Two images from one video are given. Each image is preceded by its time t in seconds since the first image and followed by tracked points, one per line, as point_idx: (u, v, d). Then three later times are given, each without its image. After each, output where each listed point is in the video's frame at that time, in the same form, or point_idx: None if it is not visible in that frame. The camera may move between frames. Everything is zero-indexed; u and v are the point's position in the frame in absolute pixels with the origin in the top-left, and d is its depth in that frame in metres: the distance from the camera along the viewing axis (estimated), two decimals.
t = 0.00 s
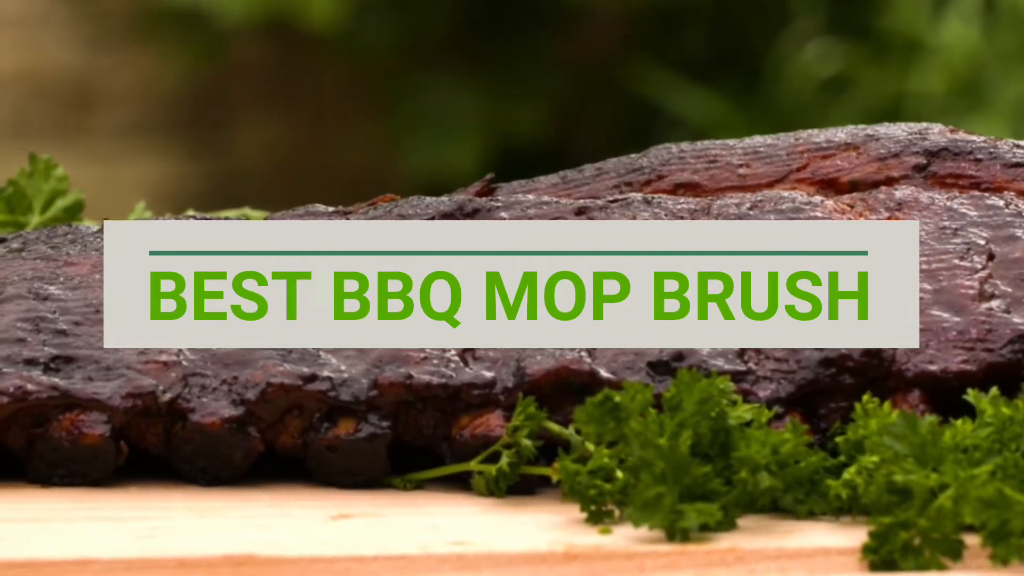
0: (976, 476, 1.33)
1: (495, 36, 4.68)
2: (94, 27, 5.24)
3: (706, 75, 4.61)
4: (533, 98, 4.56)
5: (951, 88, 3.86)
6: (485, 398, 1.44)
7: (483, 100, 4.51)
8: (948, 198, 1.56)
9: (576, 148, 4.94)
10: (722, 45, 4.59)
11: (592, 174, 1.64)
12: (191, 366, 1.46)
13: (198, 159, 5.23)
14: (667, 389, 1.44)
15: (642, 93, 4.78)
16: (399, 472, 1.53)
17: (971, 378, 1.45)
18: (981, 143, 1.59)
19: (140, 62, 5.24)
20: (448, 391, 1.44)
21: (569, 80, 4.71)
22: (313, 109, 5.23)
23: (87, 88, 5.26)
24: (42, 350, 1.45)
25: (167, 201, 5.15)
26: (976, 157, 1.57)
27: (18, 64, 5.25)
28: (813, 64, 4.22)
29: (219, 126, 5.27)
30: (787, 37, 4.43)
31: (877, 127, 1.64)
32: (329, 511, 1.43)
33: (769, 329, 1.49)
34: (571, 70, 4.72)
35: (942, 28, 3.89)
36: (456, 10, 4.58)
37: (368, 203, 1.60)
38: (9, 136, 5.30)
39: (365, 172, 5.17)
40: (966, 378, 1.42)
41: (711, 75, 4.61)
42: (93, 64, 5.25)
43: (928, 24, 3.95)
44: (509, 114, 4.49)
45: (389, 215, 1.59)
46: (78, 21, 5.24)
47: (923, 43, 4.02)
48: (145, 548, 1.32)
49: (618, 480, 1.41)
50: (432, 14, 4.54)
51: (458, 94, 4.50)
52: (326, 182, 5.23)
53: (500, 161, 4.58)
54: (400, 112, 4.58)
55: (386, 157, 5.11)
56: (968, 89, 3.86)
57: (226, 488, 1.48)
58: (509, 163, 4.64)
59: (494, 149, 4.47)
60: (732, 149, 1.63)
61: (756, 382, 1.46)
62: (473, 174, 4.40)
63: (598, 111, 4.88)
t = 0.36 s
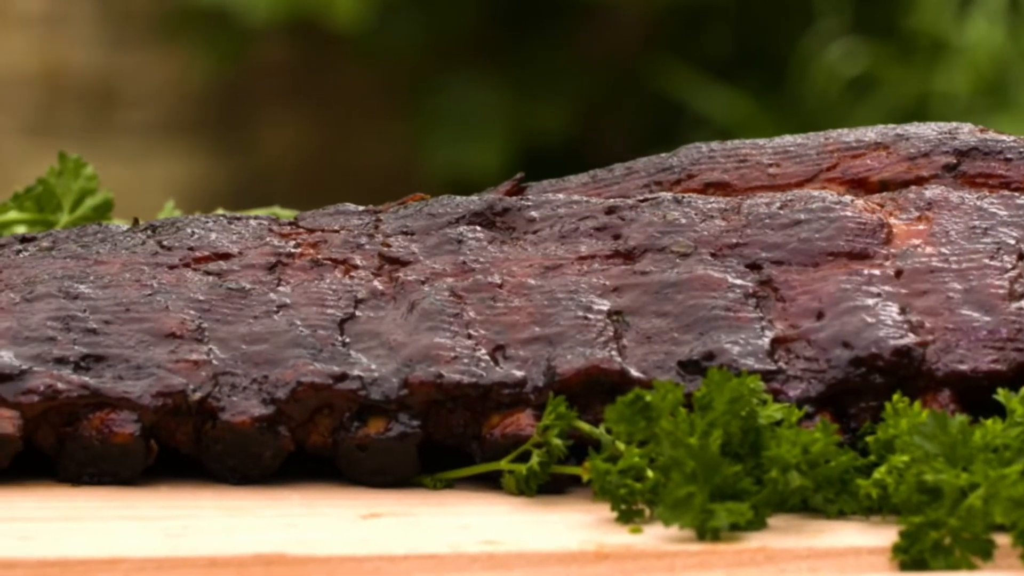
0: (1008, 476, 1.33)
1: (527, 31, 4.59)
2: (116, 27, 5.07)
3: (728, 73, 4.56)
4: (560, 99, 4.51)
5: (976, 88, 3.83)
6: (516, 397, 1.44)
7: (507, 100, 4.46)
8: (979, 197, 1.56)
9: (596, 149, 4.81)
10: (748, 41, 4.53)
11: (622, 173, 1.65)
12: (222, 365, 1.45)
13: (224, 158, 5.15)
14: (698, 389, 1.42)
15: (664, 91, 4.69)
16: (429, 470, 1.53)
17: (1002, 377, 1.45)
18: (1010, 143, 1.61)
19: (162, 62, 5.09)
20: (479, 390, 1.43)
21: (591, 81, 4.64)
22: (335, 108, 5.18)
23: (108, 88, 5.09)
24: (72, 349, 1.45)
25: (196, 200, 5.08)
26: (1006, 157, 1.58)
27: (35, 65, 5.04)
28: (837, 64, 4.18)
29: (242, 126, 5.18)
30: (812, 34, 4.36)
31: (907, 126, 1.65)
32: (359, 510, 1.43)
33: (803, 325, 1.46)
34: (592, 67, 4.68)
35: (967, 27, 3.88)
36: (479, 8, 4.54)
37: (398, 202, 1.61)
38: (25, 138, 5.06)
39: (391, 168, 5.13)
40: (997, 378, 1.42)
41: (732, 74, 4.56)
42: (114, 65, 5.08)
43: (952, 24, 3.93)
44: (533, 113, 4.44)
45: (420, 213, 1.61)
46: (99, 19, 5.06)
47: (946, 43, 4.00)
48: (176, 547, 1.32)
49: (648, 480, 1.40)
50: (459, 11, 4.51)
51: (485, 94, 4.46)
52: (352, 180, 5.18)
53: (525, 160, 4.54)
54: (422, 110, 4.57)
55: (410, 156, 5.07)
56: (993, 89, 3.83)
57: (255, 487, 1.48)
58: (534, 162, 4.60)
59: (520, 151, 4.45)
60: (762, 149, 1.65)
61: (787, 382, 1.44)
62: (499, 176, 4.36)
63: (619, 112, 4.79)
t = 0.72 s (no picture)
0: None
1: (547, 32, 4.58)
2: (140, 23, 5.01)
3: (751, 73, 4.51)
4: (581, 101, 4.50)
5: (999, 87, 3.71)
6: (544, 396, 1.44)
7: (529, 99, 4.45)
8: (1006, 197, 1.56)
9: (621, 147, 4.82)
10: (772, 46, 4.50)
11: (649, 173, 1.66)
12: (249, 364, 1.45)
13: (248, 157, 5.05)
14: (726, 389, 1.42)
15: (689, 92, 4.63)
16: (456, 470, 1.53)
17: None
18: None
19: (184, 62, 5.03)
20: (506, 389, 1.43)
21: (615, 79, 4.64)
22: (359, 110, 5.08)
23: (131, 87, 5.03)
24: (99, 348, 1.45)
25: (218, 199, 5.00)
26: None
27: (58, 65, 5.03)
28: (859, 64, 4.10)
29: (266, 126, 5.08)
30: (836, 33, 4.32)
31: (934, 126, 1.66)
32: (386, 509, 1.43)
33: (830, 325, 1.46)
34: (614, 66, 4.67)
35: (991, 28, 3.78)
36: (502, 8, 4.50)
37: (426, 202, 1.62)
38: (47, 139, 5.03)
39: (415, 170, 5.05)
40: None
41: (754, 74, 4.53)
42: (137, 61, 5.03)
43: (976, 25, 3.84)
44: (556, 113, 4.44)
45: (448, 213, 1.61)
46: (122, 19, 5.02)
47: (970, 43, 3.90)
48: (203, 547, 1.32)
49: (676, 479, 1.39)
50: (482, 11, 4.46)
51: (508, 93, 4.44)
52: (376, 182, 5.09)
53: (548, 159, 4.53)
54: (445, 111, 4.54)
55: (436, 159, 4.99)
56: (1017, 87, 3.70)
57: (282, 486, 1.48)
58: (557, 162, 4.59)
59: (542, 151, 4.44)
60: (789, 148, 1.65)
61: (814, 381, 1.44)
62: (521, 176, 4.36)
63: (644, 111, 4.76)
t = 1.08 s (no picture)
0: None
1: (570, 33, 4.58)
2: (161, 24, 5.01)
3: (778, 72, 4.46)
4: (605, 101, 4.46)
5: None
6: (574, 395, 1.43)
7: (554, 102, 4.42)
8: None
9: (645, 148, 4.76)
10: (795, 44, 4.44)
11: (680, 172, 1.66)
12: (280, 363, 1.45)
13: (272, 158, 5.06)
14: (756, 387, 1.41)
15: (711, 92, 4.59)
16: (485, 469, 1.53)
17: None
18: None
19: (208, 62, 5.04)
20: (537, 389, 1.43)
21: (640, 82, 4.56)
22: (383, 110, 5.09)
23: (156, 87, 5.06)
24: (130, 347, 1.45)
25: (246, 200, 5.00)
26: None
27: (81, 64, 5.02)
28: (886, 62, 4.03)
29: (290, 127, 5.10)
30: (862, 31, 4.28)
31: (964, 126, 1.66)
32: (416, 508, 1.43)
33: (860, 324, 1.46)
34: (640, 66, 4.60)
35: (1019, 27, 3.78)
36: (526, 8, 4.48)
37: (456, 201, 1.62)
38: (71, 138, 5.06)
39: (439, 169, 5.05)
40: None
41: (783, 75, 4.47)
42: (162, 61, 5.04)
43: (1003, 24, 3.84)
44: (581, 113, 4.40)
45: (478, 212, 1.62)
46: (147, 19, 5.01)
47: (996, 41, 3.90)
48: (233, 545, 1.32)
49: (706, 478, 1.39)
50: (508, 13, 4.47)
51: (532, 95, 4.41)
52: (399, 181, 5.08)
53: (575, 160, 4.49)
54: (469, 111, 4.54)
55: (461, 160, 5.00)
56: None
57: (312, 485, 1.48)
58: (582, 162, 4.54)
59: (567, 151, 4.39)
60: (820, 148, 1.66)
61: (844, 381, 1.44)
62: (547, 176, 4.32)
63: (667, 110, 4.69)
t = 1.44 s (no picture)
0: None
1: (598, 31, 4.61)
2: (193, 25, 5.08)
3: (807, 72, 4.48)
4: (634, 100, 4.48)
5: None
6: (608, 395, 1.43)
7: (582, 100, 4.47)
8: None
9: (673, 149, 4.80)
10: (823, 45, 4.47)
11: (713, 171, 1.66)
12: (313, 362, 1.45)
13: (301, 156, 5.16)
14: (791, 387, 1.41)
15: (740, 91, 4.60)
16: (518, 468, 1.53)
17: None
18: None
19: (244, 61, 5.08)
20: (571, 388, 1.43)
21: (665, 83, 4.58)
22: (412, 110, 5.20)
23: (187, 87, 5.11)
24: (164, 345, 1.45)
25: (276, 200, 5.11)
26: None
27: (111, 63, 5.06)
28: (913, 62, 4.07)
29: (319, 125, 5.19)
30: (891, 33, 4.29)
31: (998, 126, 1.66)
32: (450, 507, 1.43)
33: (893, 324, 1.46)
34: (667, 67, 4.61)
35: None
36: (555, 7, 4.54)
37: (490, 200, 1.62)
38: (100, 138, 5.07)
39: (463, 169, 5.16)
40: None
41: (811, 76, 4.48)
42: (192, 59, 5.09)
43: None
44: (610, 115, 4.44)
45: (511, 211, 1.62)
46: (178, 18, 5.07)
47: None
48: (266, 543, 1.32)
49: (740, 478, 1.39)
50: (537, 10, 4.50)
51: (560, 93, 4.46)
52: (424, 181, 5.19)
53: (601, 159, 4.53)
54: (497, 109, 4.56)
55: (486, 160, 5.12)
56: None
57: (345, 484, 1.48)
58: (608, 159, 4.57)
59: (594, 149, 4.44)
60: (853, 147, 1.66)
61: (878, 381, 1.44)
62: (572, 176, 4.36)
63: (695, 109, 4.69)
